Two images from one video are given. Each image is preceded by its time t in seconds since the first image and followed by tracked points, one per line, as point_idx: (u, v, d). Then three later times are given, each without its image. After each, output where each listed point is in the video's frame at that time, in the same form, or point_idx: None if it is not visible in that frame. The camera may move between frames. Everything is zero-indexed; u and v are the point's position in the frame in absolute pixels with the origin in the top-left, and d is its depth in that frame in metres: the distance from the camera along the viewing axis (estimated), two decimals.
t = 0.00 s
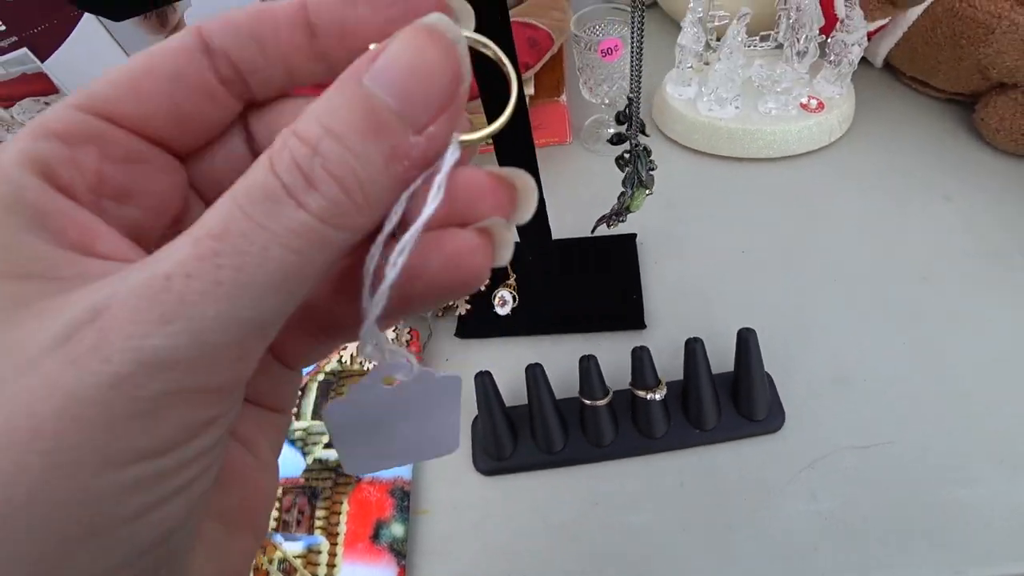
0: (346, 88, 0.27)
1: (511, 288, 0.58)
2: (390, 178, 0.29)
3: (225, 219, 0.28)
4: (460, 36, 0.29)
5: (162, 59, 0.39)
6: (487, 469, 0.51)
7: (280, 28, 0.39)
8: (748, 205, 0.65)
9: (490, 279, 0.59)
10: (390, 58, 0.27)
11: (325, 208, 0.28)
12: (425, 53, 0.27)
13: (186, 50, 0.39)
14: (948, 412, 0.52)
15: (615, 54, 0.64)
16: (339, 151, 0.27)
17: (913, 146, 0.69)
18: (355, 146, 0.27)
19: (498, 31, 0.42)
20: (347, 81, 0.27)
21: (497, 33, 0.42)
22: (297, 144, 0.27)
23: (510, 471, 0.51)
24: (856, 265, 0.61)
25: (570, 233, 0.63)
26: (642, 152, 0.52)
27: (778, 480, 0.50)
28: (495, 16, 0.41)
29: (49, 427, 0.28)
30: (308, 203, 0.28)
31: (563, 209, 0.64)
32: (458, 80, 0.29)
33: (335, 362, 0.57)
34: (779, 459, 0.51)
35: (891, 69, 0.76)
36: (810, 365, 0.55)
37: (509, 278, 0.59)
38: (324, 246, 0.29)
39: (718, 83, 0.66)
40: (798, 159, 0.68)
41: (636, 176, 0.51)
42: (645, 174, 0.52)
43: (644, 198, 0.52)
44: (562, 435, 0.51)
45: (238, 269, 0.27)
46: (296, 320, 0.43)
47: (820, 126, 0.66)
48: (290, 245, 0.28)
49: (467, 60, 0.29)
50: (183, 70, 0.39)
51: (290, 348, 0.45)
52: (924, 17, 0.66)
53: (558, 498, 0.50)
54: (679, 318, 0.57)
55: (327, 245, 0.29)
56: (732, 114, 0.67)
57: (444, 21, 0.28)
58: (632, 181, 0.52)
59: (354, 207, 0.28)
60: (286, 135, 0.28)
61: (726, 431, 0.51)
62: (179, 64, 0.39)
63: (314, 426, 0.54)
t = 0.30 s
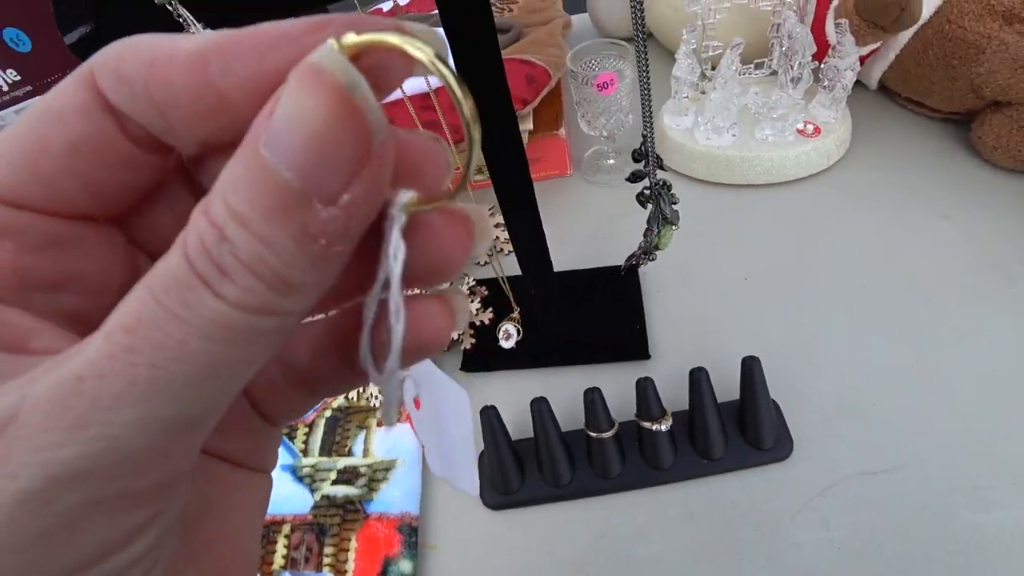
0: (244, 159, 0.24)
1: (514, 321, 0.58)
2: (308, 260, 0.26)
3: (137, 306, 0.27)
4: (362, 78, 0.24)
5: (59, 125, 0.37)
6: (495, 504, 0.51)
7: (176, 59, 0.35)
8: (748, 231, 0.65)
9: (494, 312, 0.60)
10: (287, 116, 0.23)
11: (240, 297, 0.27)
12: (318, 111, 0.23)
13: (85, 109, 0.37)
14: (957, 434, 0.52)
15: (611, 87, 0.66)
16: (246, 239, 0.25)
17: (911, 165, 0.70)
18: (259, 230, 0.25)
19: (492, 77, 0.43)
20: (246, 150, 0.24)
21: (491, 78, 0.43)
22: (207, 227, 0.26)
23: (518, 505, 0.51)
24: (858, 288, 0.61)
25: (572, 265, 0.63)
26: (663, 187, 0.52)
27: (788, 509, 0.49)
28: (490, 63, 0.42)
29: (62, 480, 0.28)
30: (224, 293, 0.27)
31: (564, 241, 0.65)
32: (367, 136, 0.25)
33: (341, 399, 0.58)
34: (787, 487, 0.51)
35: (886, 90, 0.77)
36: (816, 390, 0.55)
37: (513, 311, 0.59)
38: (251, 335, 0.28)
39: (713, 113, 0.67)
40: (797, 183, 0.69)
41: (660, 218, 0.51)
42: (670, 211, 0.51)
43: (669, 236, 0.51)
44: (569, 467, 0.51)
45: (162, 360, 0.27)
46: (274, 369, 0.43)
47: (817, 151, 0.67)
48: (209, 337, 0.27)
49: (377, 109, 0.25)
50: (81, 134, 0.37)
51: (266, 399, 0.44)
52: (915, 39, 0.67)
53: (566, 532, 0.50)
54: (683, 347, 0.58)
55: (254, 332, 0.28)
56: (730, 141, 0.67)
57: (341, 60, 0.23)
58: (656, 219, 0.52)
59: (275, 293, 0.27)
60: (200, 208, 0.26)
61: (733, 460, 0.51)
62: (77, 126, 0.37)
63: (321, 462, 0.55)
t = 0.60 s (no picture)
0: (335, 211, 0.25)
1: (533, 344, 0.56)
2: (389, 306, 0.27)
3: (225, 347, 0.28)
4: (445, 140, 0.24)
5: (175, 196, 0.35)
6: (515, 526, 0.51)
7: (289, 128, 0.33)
8: (763, 254, 0.66)
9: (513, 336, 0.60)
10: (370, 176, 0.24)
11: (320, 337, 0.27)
12: (402, 172, 0.24)
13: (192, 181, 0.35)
14: (981, 454, 0.52)
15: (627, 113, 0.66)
16: (331, 285, 0.26)
17: (926, 186, 0.70)
18: (345, 278, 0.26)
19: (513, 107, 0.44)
20: (334, 201, 0.25)
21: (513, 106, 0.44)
22: (294, 272, 0.26)
23: (539, 528, 0.51)
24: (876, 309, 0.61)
25: (589, 288, 0.64)
26: (681, 206, 0.52)
27: (811, 531, 0.49)
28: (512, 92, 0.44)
29: (107, 502, 0.29)
30: (304, 332, 0.27)
31: (581, 264, 0.66)
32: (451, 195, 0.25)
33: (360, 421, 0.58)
34: (810, 509, 0.50)
35: (898, 113, 0.77)
36: (836, 411, 0.55)
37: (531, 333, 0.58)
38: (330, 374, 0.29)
39: (728, 137, 0.68)
40: (812, 206, 0.69)
41: (677, 232, 0.52)
42: (685, 228, 0.52)
43: (684, 250, 0.52)
44: (589, 490, 0.51)
45: (242, 391, 0.28)
46: (351, 397, 0.45)
47: (831, 174, 0.68)
48: (296, 380, 0.28)
49: (457, 168, 0.24)
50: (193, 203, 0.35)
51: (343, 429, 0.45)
52: (924, 63, 0.68)
53: (588, 554, 0.50)
54: (701, 369, 0.58)
55: (336, 375, 0.29)
56: (744, 165, 0.68)
57: (427, 123, 0.24)
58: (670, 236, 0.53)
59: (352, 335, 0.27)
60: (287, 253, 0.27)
61: (753, 483, 0.51)
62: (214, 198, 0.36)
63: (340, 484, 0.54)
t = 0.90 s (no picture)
0: (337, 213, 0.24)
1: (534, 357, 0.58)
2: (386, 318, 0.27)
3: (194, 365, 0.26)
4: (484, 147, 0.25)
5: (83, 164, 0.34)
6: (514, 542, 0.50)
7: (256, 102, 0.32)
8: (768, 266, 0.65)
9: (513, 347, 0.60)
10: (399, 176, 0.24)
11: (301, 360, 0.27)
12: (438, 176, 0.24)
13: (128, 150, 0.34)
14: (993, 469, 0.50)
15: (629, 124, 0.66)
16: (321, 291, 0.25)
17: (933, 197, 0.69)
18: (344, 287, 0.25)
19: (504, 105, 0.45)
20: (338, 203, 0.24)
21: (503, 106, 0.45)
22: (275, 280, 0.25)
23: (538, 544, 0.50)
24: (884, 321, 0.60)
25: (591, 300, 0.63)
26: (659, 221, 0.52)
27: (819, 549, 0.48)
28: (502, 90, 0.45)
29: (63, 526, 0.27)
30: (283, 355, 0.27)
31: (583, 276, 0.65)
32: (482, 207, 0.26)
33: (359, 434, 0.58)
34: (817, 526, 0.49)
35: (904, 124, 0.77)
36: (843, 426, 0.54)
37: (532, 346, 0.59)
38: (307, 397, 0.28)
39: (731, 148, 0.67)
40: (817, 217, 0.68)
41: (660, 250, 0.51)
42: (667, 244, 0.52)
43: (665, 268, 0.52)
44: (589, 505, 0.50)
45: (210, 422, 0.27)
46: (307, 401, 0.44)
47: (836, 185, 0.67)
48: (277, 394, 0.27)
49: (492, 184, 0.25)
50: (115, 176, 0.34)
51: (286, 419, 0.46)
52: (929, 73, 0.67)
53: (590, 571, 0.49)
54: (704, 382, 0.57)
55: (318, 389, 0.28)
56: (748, 177, 0.68)
57: (470, 135, 0.25)
58: (654, 252, 0.52)
59: (338, 355, 0.27)
60: (261, 254, 0.26)
61: (759, 499, 0.50)
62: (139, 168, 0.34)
63: (337, 497, 0.55)
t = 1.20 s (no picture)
0: (365, 177, 0.26)
1: (529, 365, 0.58)
2: (409, 284, 0.28)
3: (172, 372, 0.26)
4: (510, 122, 0.27)
5: (118, 127, 0.34)
6: (507, 551, 0.50)
7: (330, 67, 0.34)
8: (764, 273, 0.65)
9: (508, 356, 0.60)
10: (435, 141, 0.26)
11: (322, 327, 0.28)
12: (466, 142, 0.26)
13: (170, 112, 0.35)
14: (992, 478, 0.50)
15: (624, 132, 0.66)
16: (349, 254, 0.26)
17: (931, 203, 0.69)
18: (373, 252, 0.27)
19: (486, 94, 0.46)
20: (366, 167, 0.26)
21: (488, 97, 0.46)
22: (299, 244, 0.26)
23: (530, 553, 0.50)
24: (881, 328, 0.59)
25: (586, 308, 0.63)
26: (678, 225, 0.52)
27: (814, 560, 0.47)
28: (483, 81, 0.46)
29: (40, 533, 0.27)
30: (306, 323, 0.28)
31: (578, 285, 0.65)
32: (500, 182, 0.28)
33: (354, 442, 0.59)
34: (813, 536, 0.48)
35: (901, 130, 0.76)
36: (839, 434, 0.53)
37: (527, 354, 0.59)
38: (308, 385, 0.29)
39: (727, 155, 0.67)
40: (814, 224, 0.68)
41: (675, 253, 0.51)
42: (683, 248, 0.51)
43: (686, 271, 0.51)
44: (582, 515, 0.50)
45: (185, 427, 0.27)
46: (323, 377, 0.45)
47: (833, 191, 0.67)
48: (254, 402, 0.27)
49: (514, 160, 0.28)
50: (152, 141, 0.35)
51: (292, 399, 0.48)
52: (926, 78, 0.67)
53: None
54: (700, 390, 0.57)
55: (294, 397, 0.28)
56: (744, 183, 0.67)
57: (502, 113, 0.27)
58: (668, 256, 0.51)
59: (358, 319, 0.28)
60: (281, 219, 0.27)
61: (754, 508, 0.49)
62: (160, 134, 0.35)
63: (330, 506, 0.55)
